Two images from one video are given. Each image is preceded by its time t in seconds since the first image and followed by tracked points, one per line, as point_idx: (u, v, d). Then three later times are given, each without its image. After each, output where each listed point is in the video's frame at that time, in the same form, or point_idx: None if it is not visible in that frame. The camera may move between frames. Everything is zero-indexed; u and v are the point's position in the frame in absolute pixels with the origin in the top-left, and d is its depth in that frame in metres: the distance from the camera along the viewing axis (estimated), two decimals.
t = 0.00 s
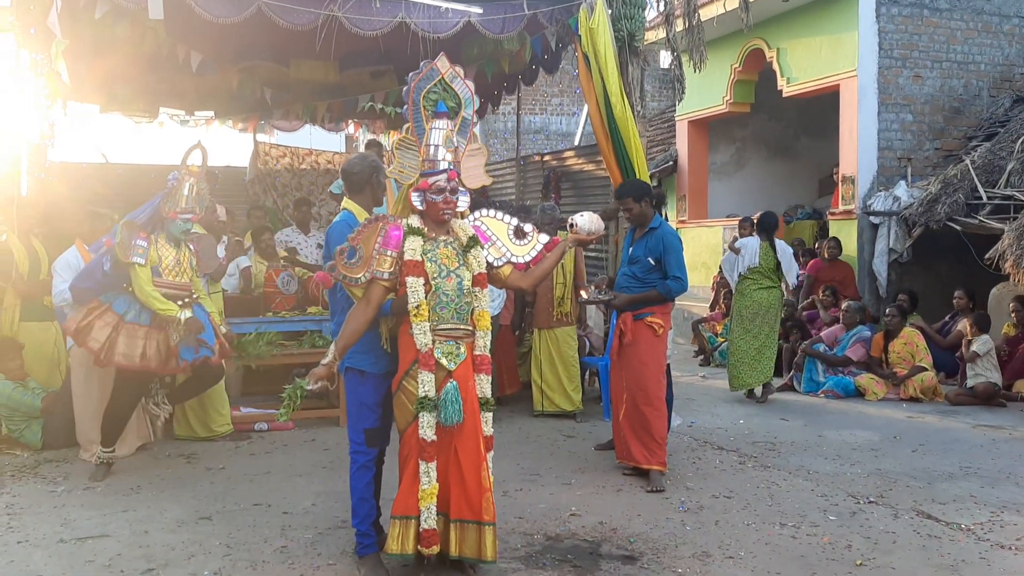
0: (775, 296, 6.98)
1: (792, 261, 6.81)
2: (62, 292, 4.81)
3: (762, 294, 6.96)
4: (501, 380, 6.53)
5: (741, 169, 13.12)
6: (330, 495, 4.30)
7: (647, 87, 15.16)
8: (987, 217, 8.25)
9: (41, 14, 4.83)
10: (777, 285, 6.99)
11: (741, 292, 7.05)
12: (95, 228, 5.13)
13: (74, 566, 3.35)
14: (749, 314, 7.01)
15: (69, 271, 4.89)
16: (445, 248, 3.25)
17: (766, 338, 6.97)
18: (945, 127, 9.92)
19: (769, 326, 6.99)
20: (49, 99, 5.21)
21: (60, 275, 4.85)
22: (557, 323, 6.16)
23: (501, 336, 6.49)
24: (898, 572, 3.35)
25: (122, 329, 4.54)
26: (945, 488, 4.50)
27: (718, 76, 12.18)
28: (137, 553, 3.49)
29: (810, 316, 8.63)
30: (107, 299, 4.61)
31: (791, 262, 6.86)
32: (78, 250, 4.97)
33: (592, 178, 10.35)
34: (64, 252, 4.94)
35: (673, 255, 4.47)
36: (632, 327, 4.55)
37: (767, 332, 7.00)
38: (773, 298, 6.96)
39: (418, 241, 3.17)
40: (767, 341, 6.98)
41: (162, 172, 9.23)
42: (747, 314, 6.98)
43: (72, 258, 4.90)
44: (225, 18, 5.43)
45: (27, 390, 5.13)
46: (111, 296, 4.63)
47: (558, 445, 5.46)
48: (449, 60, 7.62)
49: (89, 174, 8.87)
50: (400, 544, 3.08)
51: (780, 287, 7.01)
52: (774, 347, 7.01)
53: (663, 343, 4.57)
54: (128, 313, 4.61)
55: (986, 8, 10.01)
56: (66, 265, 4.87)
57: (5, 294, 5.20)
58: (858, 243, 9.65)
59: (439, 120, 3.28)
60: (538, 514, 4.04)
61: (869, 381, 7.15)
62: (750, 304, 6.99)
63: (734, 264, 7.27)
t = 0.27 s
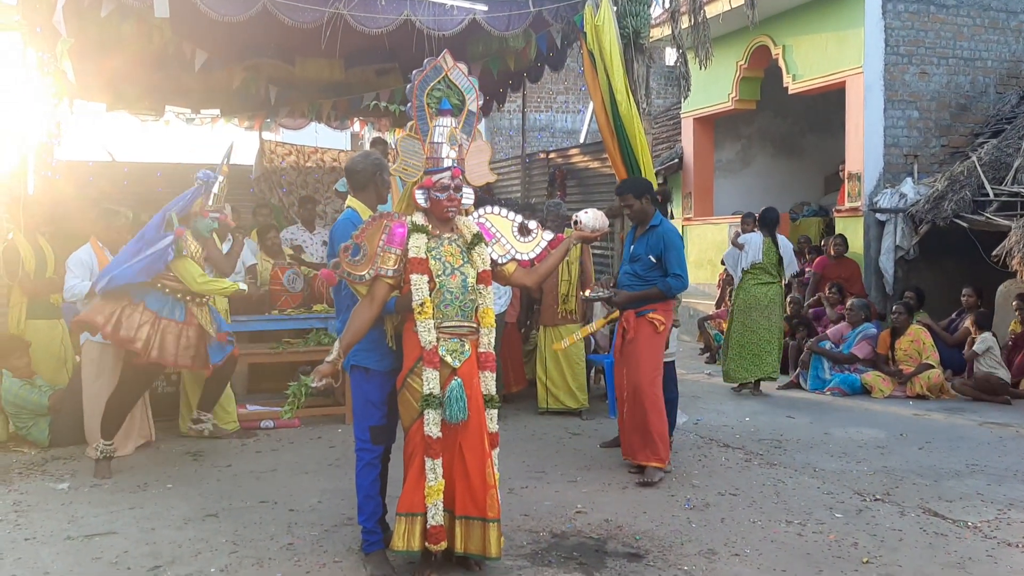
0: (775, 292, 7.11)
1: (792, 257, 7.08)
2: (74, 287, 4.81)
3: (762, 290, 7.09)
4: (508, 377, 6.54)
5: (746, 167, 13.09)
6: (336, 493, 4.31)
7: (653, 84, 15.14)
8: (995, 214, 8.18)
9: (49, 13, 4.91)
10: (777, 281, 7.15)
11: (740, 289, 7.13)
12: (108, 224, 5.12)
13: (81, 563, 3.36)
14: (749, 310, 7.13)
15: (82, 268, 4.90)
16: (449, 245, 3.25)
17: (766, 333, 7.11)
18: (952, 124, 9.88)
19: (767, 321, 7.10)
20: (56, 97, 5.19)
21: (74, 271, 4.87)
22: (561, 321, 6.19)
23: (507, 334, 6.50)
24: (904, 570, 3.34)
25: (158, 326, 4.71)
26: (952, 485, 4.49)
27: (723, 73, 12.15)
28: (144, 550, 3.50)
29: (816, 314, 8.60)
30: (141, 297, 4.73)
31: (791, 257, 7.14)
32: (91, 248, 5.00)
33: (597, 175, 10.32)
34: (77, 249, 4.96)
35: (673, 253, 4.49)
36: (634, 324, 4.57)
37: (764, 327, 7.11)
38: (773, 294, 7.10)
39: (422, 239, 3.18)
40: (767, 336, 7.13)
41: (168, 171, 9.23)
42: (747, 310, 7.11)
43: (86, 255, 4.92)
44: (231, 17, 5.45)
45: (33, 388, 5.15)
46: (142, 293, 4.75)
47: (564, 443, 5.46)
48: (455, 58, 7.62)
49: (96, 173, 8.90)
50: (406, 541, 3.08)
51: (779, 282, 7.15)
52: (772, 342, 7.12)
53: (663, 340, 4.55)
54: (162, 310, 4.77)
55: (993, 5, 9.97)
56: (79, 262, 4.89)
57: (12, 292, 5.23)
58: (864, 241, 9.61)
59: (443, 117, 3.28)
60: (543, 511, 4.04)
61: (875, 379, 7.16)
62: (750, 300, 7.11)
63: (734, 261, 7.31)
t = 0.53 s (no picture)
0: (770, 291, 7.13)
1: (786, 256, 7.14)
2: (84, 285, 4.83)
3: (757, 290, 7.12)
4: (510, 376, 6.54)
5: (749, 165, 13.07)
6: (338, 492, 4.32)
7: (656, 82, 15.12)
8: (998, 213, 8.13)
9: (50, 13, 4.96)
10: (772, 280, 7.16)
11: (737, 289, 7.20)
12: (120, 222, 5.01)
13: (84, 562, 3.37)
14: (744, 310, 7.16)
15: (93, 267, 4.93)
16: (450, 244, 3.25)
17: (762, 333, 7.10)
18: (956, 122, 9.85)
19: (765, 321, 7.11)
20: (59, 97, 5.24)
21: (85, 269, 4.89)
22: (564, 320, 6.19)
23: (510, 333, 6.51)
24: (908, 569, 3.34)
25: (224, 338, 4.82)
26: (955, 484, 4.48)
27: (726, 72, 12.14)
28: (147, 549, 3.51)
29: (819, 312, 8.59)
30: (208, 308, 4.83)
31: (786, 256, 7.19)
32: (104, 247, 5.00)
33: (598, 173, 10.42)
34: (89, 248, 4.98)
35: (669, 252, 4.48)
36: (630, 323, 4.59)
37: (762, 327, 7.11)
38: (768, 293, 7.11)
39: (423, 238, 3.18)
40: (763, 336, 7.12)
41: (171, 170, 9.23)
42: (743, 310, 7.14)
43: (98, 253, 4.94)
44: (233, 16, 5.46)
45: (37, 388, 5.16)
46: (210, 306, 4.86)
47: (567, 442, 5.46)
48: (457, 57, 7.62)
49: (99, 172, 8.91)
50: (408, 540, 3.08)
51: (775, 282, 7.16)
52: (768, 341, 7.10)
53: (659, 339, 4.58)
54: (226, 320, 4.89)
55: (996, 2, 9.95)
56: (91, 261, 4.91)
57: (16, 292, 5.21)
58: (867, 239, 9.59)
59: (443, 116, 3.29)
60: (546, 511, 4.04)
61: (879, 377, 7.14)
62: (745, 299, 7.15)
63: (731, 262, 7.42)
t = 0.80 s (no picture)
0: (760, 292, 7.29)
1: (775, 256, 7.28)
2: (90, 286, 4.85)
3: (748, 291, 7.31)
4: (513, 378, 6.55)
5: (752, 166, 13.06)
6: (341, 494, 4.32)
7: (658, 84, 15.12)
8: (1001, 214, 8.15)
9: (51, 16, 5.18)
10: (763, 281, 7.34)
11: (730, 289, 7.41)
12: (129, 225, 5.11)
13: (87, 565, 3.37)
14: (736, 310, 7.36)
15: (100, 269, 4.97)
16: (451, 247, 3.25)
17: (753, 333, 7.31)
18: (958, 122, 9.84)
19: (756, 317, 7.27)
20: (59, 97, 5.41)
21: (91, 270, 4.91)
22: (567, 320, 6.14)
23: (513, 336, 6.50)
24: (910, 570, 3.33)
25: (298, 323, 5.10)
26: (958, 485, 4.47)
27: (728, 73, 12.13)
28: (149, 552, 3.51)
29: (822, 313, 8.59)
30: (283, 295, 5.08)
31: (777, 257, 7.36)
32: (111, 249, 5.04)
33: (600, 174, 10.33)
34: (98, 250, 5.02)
35: (656, 256, 4.50)
36: (615, 325, 4.69)
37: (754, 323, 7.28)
38: (758, 294, 7.29)
39: (424, 241, 3.18)
40: (755, 335, 7.32)
41: (174, 173, 9.24)
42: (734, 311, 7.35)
43: (104, 255, 4.97)
44: (234, 18, 5.47)
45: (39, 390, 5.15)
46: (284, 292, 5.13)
47: (569, 444, 5.45)
48: (459, 58, 7.63)
49: (102, 175, 8.94)
50: (408, 543, 3.08)
51: (766, 283, 7.33)
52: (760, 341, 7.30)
53: (643, 343, 4.62)
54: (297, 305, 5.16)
55: (999, 2, 9.93)
56: (97, 262, 4.94)
57: (17, 296, 5.22)
58: (870, 239, 9.59)
59: (444, 119, 3.30)
60: (548, 513, 4.04)
61: (881, 378, 7.10)
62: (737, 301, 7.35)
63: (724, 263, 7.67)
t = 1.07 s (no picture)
0: (761, 291, 7.31)
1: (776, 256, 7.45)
2: (103, 292, 4.91)
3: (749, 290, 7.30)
4: (524, 382, 6.57)
5: (763, 168, 13.03)
6: (351, 499, 4.34)
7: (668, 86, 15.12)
8: (1012, 214, 8.07)
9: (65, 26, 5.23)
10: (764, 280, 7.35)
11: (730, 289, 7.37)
12: (143, 231, 5.10)
13: (100, 569, 3.41)
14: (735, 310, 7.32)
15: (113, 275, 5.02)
16: (458, 252, 3.27)
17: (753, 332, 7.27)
18: (969, 123, 9.79)
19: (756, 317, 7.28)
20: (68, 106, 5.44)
21: (105, 277, 4.97)
22: (575, 325, 6.13)
23: (523, 340, 6.50)
24: (920, 573, 3.31)
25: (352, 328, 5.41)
26: (970, 488, 4.44)
27: (738, 75, 12.11)
28: (161, 557, 3.54)
29: (834, 315, 8.58)
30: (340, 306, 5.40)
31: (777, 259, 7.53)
32: (125, 256, 5.10)
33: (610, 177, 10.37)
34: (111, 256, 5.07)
35: (638, 258, 4.48)
36: (604, 326, 4.71)
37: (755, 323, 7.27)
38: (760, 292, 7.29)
39: (432, 246, 3.21)
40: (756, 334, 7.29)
41: (187, 180, 9.32)
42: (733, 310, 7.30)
43: (118, 262, 5.02)
44: (244, 26, 5.53)
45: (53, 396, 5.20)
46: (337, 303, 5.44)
47: (579, 447, 5.45)
48: (467, 64, 7.67)
49: (116, 182, 9.03)
50: (418, 547, 3.10)
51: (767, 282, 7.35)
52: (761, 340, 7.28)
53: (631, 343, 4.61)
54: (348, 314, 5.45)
55: (1010, 2, 9.88)
56: (111, 269, 5.00)
57: (31, 302, 5.30)
58: (881, 240, 9.56)
59: (450, 124, 3.31)
60: (558, 516, 4.04)
61: (893, 380, 7.07)
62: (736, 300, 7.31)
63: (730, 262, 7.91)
